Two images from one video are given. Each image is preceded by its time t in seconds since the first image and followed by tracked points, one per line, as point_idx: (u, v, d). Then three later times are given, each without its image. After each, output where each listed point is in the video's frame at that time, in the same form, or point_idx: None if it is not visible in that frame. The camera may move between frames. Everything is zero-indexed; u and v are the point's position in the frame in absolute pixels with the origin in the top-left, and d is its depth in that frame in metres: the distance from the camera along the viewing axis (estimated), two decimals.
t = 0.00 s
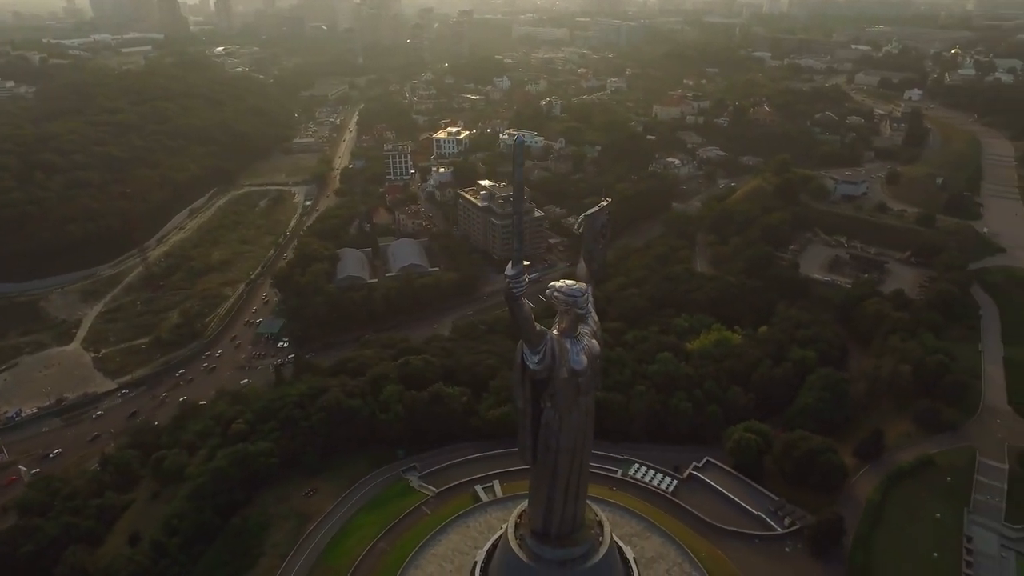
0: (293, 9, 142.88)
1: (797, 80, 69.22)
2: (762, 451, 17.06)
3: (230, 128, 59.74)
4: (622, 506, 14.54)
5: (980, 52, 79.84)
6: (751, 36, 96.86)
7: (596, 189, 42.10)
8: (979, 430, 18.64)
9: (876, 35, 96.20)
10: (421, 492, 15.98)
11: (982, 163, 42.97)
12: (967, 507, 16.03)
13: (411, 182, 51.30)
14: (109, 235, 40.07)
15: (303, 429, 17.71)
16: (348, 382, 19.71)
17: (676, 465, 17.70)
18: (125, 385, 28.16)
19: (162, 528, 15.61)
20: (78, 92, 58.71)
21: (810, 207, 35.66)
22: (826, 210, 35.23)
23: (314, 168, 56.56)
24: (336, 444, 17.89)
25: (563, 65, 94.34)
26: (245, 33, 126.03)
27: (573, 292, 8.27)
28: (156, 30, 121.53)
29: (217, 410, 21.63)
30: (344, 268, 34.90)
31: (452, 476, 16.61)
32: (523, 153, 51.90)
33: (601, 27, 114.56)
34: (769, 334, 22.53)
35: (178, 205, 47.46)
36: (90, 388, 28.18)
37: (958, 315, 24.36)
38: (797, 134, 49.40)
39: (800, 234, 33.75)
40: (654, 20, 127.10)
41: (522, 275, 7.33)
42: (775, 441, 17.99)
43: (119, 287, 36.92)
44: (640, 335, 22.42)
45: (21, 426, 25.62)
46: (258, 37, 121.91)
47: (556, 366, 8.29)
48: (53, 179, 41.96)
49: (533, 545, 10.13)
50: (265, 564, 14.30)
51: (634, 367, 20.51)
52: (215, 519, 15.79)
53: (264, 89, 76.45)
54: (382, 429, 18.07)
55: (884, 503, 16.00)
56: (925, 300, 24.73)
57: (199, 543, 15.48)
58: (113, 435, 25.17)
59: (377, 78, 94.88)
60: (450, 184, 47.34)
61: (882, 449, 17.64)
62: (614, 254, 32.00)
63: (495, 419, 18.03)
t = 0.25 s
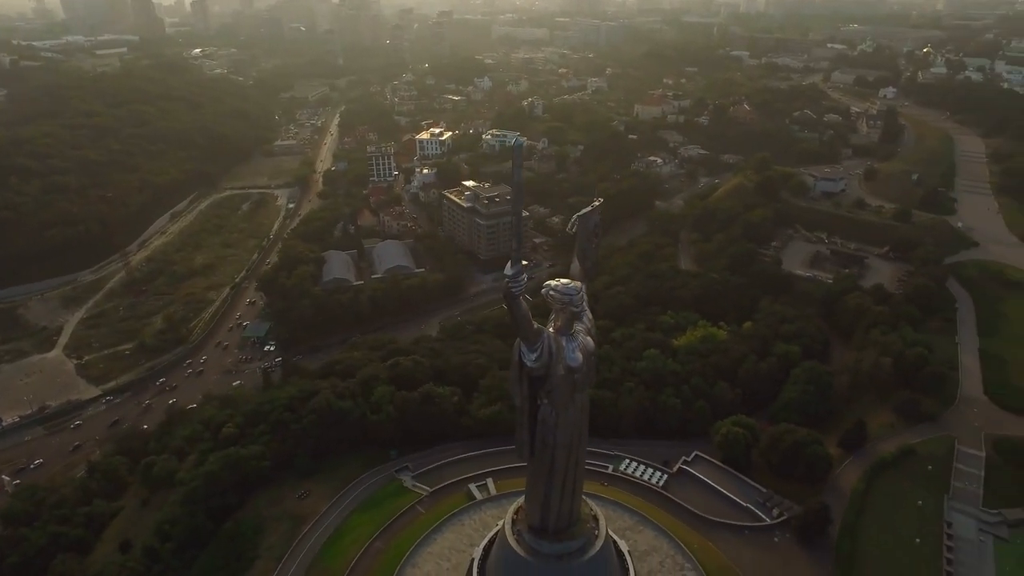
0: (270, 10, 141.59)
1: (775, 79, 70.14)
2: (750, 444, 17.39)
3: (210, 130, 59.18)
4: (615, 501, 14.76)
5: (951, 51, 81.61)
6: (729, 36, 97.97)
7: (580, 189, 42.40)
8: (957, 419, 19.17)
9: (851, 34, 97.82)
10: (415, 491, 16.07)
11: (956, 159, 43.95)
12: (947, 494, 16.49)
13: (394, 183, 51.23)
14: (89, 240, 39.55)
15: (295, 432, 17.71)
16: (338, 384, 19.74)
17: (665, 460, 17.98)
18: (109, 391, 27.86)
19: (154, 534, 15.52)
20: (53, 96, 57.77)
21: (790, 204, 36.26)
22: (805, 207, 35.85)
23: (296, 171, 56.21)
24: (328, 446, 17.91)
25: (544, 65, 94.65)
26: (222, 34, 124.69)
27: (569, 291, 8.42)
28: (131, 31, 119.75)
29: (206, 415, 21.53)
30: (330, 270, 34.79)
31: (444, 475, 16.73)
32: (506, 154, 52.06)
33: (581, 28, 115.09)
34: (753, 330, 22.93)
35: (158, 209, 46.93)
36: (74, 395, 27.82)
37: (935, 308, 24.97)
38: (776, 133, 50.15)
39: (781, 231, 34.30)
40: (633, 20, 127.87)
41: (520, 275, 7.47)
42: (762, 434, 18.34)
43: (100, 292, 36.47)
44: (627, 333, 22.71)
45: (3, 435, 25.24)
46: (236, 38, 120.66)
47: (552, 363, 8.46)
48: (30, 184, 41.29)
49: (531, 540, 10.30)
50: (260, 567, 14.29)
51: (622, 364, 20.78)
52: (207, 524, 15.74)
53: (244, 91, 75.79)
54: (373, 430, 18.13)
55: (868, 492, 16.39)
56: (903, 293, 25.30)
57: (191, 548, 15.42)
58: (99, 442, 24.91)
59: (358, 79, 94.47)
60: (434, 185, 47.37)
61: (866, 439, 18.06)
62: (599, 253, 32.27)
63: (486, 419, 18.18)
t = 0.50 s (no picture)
0: (252, 11, 140.48)
1: (757, 78, 70.82)
2: (739, 438, 17.68)
3: (193, 133, 58.71)
4: (608, 497, 14.96)
5: (929, 50, 82.88)
6: (712, 35, 98.77)
7: (567, 189, 42.63)
8: (940, 411, 19.59)
9: (831, 34, 99.06)
10: (410, 491, 16.17)
11: (935, 157, 44.72)
12: (930, 484, 16.87)
13: (381, 185, 51.16)
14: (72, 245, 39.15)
15: (288, 434, 17.71)
16: (330, 386, 19.77)
17: (656, 455, 18.21)
18: (96, 397, 27.62)
19: (148, 539, 15.46)
20: (32, 98, 56.99)
21: (774, 202, 36.72)
22: (790, 205, 36.32)
23: (281, 173, 55.95)
24: (321, 448, 17.94)
25: (528, 65, 94.85)
26: (203, 35, 123.53)
27: (565, 290, 8.58)
28: (110, 33, 118.16)
29: (196, 419, 21.45)
30: (318, 272, 34.67)
31: (439, 474, 16.84)
32: (492, 155, 52.18)
33: (565, 28, 115.45)
34: (740, 327, 23.27)
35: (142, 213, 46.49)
36: (60, 401, 27.54)
37: (917, 303, 25.45)
38: (760, 131, 50.72)
39: (766, 229, 34.74)
40: (616, 20, 128.46)
41: (519, 274, 7.62)
42: (751, 428, 18.64)
43: (85, 298, 36.10)
44: (617, 331, 22.94)
45: None
46: (217, 40, 119.59)
47: (550, 360, 8.62)
48: (10, 188, 40.73)
49: (529, 536, 10.43)
50: (256, 569, 14.30)
51: (612, 362, 20.99)
52: (202, 527, 15.71)
53: (227, 93, 75.22)
54: (367, 431, 18.18)
55: (855, 484, 16.73)
56: (886, 289, 25.76)
57: (186, 552, 15.39)
58: (88, 449, 24.74)
59: (342, 80, 94.08)
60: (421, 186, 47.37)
61: (852, 432, 18.41)
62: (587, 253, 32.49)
63: (479, 418, 18.31)
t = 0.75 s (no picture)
0: (235, 12, 139.37)
1: (741, 77, 71.42)
2: (730, 433, 17.96)
3: (178, 135, 58.25)
4: (603, 492, 15.16)
5: (908, 49, 84.11)
6: (696, 34, 99.53)
7: (555, 189, 42.81)
8: (924, 404, 19.98)
9: (813, 33, 100.20)
10: (406, 490, 16.29)
11: (916, 154, 45.39)
12: (915, 475, 17.27)
13: (369, 186, 51.06)
14: (56, 249, 38.72)
15: (282, 436, 17.72)
16: (323, 387, 19.79)
17: (648, 451, 18.44)
18: (84, 402, 27.40)
19: (143, 543, 15.43)
20: (13, 101, 56.26)
21: (760, 200, 37.13)
22: (775, 202, 36.77)
23: (268, 175, 55.68)
24: (316, 449, 17.98)
25: (514, 65, 94.95)
26: (185, 37, 122.37)
27: (562, 288, 8.72)
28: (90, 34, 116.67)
29: (188, 422, 21.37)
30: (307, 274, 34.58)
31: (434, 473, 16.96)
32: (480, 155, 52.23)
33: (550, 28, 115.76)
34: (729, 324, 23.58)
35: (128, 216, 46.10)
36: (48, 407, 27.29)
37: (901, 299, 25.90)
38: (744, 130, 51.23)
39: (752, 227, 35.12)
40: (600, 19, 128.86)
41: (518, 273, 7.76)
42: (741, 423, 18.92)
43: (71, 302, 35.77)
44: (607, 329, 23.15)
45: None
46: (200, 41, 118.54)
47: (548, 357, 8.78)
48: None
49: (527, 531, 10.60)
50: (253, 571, 14.33)
51: (604, 360, 21.19)
52: (198, 530, 15.70)
53: (211, 95, 74.66)
54: (361, 432, 18.24)
55: (843, 475, 17.07)
56: (870, 285, 26.19)
57: (182, 556, 15.38)
58: (77, 454, 24.54)
59: (327, 82, 93.68)
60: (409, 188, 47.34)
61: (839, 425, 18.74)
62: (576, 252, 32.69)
63: (472, 416, 18.43)
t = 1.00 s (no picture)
0: (218, 13, 138.31)
1: (725, 77, 72.02)
2: (720, 428, 18.24)
3: (163, 137, 57.77)
4: (597, 488, 15.35)
5: (889, 48, 85.30)
6: (680, 34, 100.17)
7: (543, 189, 43.01)
8: (910, 397, 20.41)
9: (795, 32, 101.28)
10: (402, 489, 16.41)
11: (898, 152, 46.13)
12: (901, 466, 17.64)
13: (357, 188, 50.97)
14: (41, 254, 38.31)
15: (277, 437, 17.76)
16: (316, 388, 19.80)
17: (641, 448, 18.67)
18: (73, 408, 27.18)
19: (139, 547, 15.41)
20: None
21: (746, 198, 37.58)
22: (761, 201, 37.23)
23: (255, 177, 55.40)
24: (311, 451, 18.04)
25: (500, 66, 95.10)
26: (167, 38, 121.20)
27: (557, 287, 8.87)
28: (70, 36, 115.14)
29: (181, 427, 21.29)
30: (297, 276, 34.48)
31: (429, 473, 17.09)
32: (468, 156, 52.32)
33: (535, 28, 116.07)
34: (718, 321, 23.89)
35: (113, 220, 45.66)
36: (36, 413, 27.02)
37: (885, 295, 26.36)
38: (729, 129, 51.76)
39: (739, 224, 35.56)
40: (585, 20, 129.33)
41: (516, 273, 7.91)
42: (730, 419, 19.19)
43: (57, 307, 35.40)
44: (599, 328, 23.37)
45: None
46: (182, 42, 117.41)
47: (545, 354, 8.93)
48: None
49: (526, 527, 10.75)
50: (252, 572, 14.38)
51: (595, 358, 21.39)
52: (194, 533, 15.71)
53: (195, 97, 74.07)
54: (355, 433, 18.30)
55: (831, 468, 17.41)
56: (856, 282, 26.64)
57: (178, 559, 15.38)
58: (67, 461, 24.36)
59: (312, 83, 93.29)
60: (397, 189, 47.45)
61: (827, 419, 19.08)
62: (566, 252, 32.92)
63: (466, 416, 18.57)
